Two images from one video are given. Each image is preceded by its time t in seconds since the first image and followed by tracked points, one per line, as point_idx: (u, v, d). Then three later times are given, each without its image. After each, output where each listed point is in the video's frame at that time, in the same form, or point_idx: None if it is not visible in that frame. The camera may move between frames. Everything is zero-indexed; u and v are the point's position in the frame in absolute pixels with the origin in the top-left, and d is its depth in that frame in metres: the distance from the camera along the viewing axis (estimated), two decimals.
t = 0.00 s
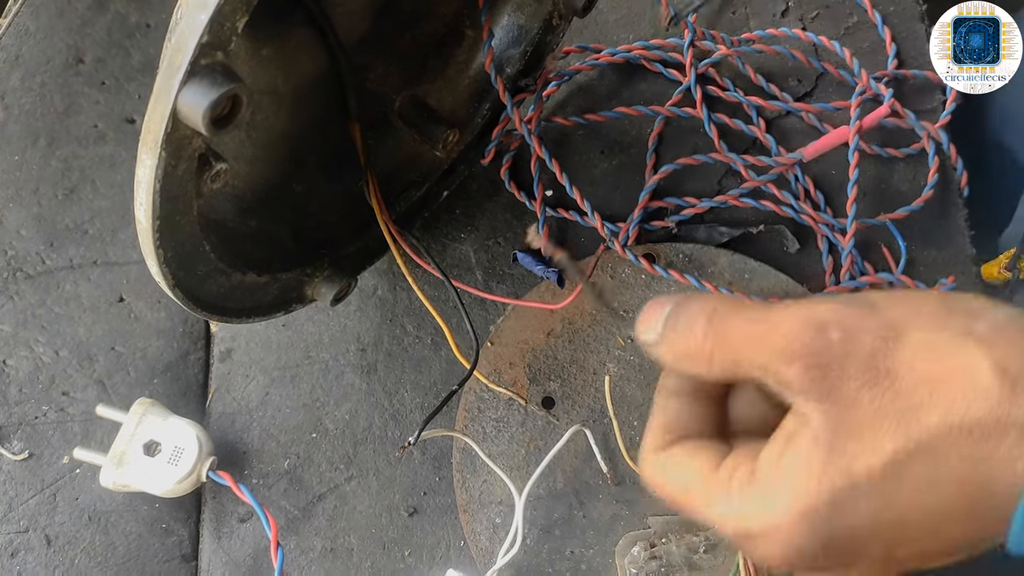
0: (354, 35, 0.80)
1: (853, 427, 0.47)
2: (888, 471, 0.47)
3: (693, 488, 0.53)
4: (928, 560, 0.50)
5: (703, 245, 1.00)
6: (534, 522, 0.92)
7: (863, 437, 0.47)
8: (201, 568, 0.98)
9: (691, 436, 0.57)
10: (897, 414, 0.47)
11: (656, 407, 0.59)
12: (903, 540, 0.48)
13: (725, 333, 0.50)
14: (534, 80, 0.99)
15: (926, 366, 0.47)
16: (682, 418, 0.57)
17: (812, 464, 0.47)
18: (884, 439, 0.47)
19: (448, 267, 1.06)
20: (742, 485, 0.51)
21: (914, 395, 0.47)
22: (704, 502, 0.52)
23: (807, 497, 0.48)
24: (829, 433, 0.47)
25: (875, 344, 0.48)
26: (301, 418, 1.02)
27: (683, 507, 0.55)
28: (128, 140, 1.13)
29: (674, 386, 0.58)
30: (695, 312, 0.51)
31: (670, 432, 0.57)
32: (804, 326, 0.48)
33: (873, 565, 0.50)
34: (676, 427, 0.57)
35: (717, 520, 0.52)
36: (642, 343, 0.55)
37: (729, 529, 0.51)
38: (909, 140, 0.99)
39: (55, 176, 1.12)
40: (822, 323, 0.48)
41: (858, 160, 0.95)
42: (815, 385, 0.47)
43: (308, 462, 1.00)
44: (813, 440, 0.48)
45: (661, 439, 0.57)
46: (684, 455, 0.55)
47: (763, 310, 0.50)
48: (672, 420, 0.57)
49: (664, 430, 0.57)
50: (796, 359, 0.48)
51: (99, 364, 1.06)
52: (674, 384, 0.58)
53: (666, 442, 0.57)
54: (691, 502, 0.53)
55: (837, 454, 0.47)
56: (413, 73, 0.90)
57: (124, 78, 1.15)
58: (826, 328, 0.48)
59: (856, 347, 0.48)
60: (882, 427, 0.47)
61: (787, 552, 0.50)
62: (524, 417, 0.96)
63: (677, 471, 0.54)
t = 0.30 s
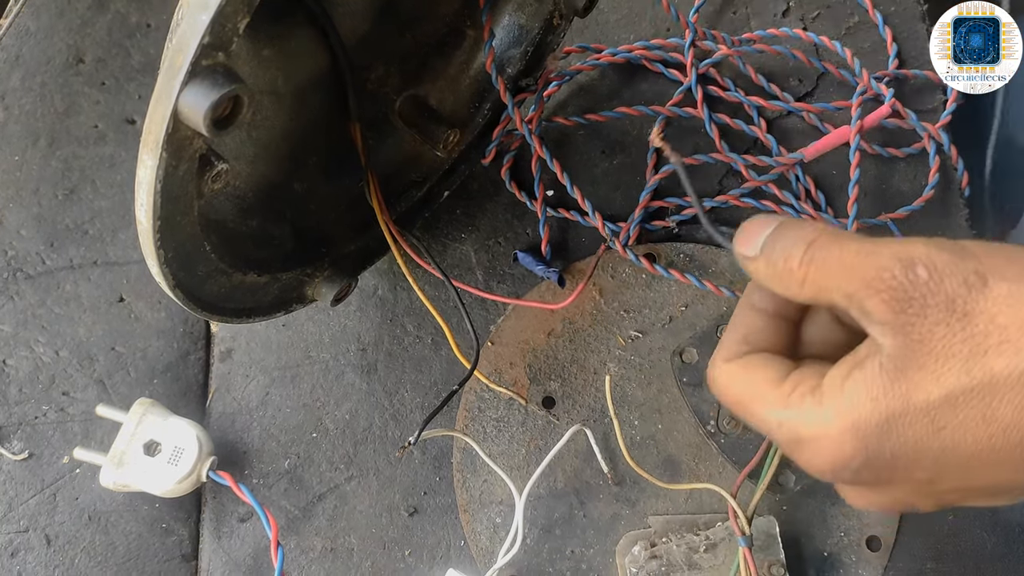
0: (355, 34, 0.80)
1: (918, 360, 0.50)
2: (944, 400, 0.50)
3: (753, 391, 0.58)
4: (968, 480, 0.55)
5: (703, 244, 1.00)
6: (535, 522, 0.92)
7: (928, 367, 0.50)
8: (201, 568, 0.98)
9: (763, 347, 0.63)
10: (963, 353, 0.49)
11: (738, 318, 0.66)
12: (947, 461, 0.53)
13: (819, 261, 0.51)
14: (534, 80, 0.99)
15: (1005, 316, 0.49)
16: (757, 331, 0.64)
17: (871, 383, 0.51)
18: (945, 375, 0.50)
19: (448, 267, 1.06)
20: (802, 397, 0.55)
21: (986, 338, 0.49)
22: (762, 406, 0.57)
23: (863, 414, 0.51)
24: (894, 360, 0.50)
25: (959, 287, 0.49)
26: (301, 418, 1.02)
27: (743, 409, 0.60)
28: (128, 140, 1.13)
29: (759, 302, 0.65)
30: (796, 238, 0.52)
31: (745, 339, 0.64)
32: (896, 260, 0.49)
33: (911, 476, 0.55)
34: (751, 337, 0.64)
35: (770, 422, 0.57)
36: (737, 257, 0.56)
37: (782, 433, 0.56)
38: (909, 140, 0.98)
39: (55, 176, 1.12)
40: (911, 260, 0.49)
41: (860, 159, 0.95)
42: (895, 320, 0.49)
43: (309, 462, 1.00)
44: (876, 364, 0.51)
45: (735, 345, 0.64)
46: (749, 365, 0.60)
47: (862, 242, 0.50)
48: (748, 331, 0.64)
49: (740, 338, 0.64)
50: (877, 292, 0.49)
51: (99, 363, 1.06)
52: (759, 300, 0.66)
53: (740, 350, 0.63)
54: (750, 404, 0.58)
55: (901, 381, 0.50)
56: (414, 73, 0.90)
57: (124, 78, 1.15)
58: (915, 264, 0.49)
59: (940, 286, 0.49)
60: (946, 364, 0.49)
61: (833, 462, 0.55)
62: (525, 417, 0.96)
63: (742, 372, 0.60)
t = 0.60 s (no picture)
0: (354, 34, 0.80)
1: (970, 233, 0.46)
2: (989, 277, 0.47)
3: (796, 252, 0.56)
4: (996, 363, 0.51)
5: (703, 244, 1.00)
6: (535, 522, 0.92)
7: (978, 240, 0.46)
8: (201, 568, 0.98)
9: (816, 221, 0.60)
10: (1015, 233, 0.45)
11: (795, 193, 0.62)
12: (976, 339, 0.50)
13: (896, 135, 0.48)
14: (534, 80, 0.99)
15: None
16: (813, 206, 0.60)
17: (915, 250, 0.48)
18: (994, 251, 0.46)
19: (449, 266, 1.06)
20: (846, 260, 0.52)
21: None
22: (802, 266, 0.55)
23: (903, 276, 0.49)
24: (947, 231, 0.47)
25: None
26: (302, 418, 1.02)
27: (782, 271, 0.58)
28: (128, 140, 1.13)
29: (821, 179, 0.61)
30: (877, 115, 0.50)
31: (799, 212, 0.60)
32: (969, 139, 0.46)
33: (936, 350, 0.52)
34: (806, 210, 0.60)
35: (806, 282, 0.55)
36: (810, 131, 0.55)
37: (817, 291, 0.54)
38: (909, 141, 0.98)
39: (55, 176, 1.12)
40: (985, 139, 0.46)
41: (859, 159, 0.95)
42: (956, 194, 0.46)
43: (309, 462, 1.00)
44: (929, 234, 0.48)
45: (788, 215, 0.60)
46: (797, 234, 0.57)
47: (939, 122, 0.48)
48: (804, 205, 0.61)
49: (793, 210, 0.60)
50: (946, 165, 0.46)
51: (99, 364, 1.06)
52: (822, 177, 0.61)
53: (793, 220, 0.59)
54: (791, 264, 0.56)
55: (948, 253, 0.47)
56: (414, 72, 0.90)
57: (124, 78, 1.15)
58: (986, 143, 0.46)
59: (1009, 165, 0.45)
60: (999, 243, 0.45)
61: (862, 324, 0.52)
62: (525, 417, 0.96)
63: (788, 237, 0.57)
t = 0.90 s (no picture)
0: (354, 33, 0.80)
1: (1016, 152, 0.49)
2: None
3: (844, 173, 0.59)
4: None
5: (703, 244, 1.00)
6: (535, 521, 0.92)
7: None
8: (202, 568, 0.98)
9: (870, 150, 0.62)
10: None
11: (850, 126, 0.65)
12: (1011, 264, 0.52)
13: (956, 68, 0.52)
14: (534, 79, 1.00)
15: None
16: (868, 135, 0.63)
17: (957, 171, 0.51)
18: None
19: (448, 266, 1.06)
20: (894, 178, 0.55)
21: None
22: (848, 186, 0.58)
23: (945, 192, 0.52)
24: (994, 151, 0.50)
25: None
26: (302, 418, 1.02)
27: (828, 194, 0.61)
28: (127, 140, 1.13)
29: (879, 114, 0.64)
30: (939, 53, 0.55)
31: (853, 140, 0.62)
32: None
33: (969, 273, 0.55)
34: (861, 139, 0.63)
35: (851, 199, 0.58)
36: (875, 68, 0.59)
37: (861, 211, 0.57)
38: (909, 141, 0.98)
39: (54, 176, 1.12)
40: None
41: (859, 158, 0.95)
42: (1007, 118, 0.50)
43: (309, 461, 1.00)
44: (976, 157, 0.50)
45: (842, 143, 0.62)
46: (848, 158, 0.60)
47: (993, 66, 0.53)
48: (860, 133, 0.63)
49: (848, 138, 0.63)
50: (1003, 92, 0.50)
51: (99, 363, 1.06)
52: (880, 111, 0.64)
53: (846, 146, 0.62)
54: (837, 185, 0.59)
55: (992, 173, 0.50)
56: (413, 72, 0.90)
57: (124, 77, 1.15)
58: None
59: None
60: None
61: (899, 242, 0.55)
62: (525, 416, 0.96)
63: (837, 161, 0.60)
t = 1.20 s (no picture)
0: (354, 33, 0.80)
1: None
2: None
3: (856, 154, 0.61)
4: None
5: (703, 243, 1.00)
6: (535, 521, 0.92)
7: None
8: (202, 567, 0.98)
9: (884, 136, 0.65)
10: None
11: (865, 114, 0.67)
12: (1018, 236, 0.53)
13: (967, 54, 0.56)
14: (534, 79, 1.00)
15: None
16: (882, 123, 0.66)
17: (966, 146, 0.53)
18: None
19: (448, 265, 1.06)
20: (906, 155, 0.57)
21: None
22: (860, 166, 0.60)
23: (954, 164, 0.54)
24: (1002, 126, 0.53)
25: None
26: (302, 417, 1.02)
27: (840, 176, 0.63)
28: (127, 139, 1.13)
29: (893, 105, 0.67)
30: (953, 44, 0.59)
31: (868, 127, 0.65)
32: None
33: (976, 247, 0.56)
34: (876, 126, 0.65)
35: (863, 177, 0.60)
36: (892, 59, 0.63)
37: (871, 187, 0.59)
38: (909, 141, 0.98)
39: (54, 176, 1.12)
40: None
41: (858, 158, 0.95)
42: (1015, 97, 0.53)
43: (309, 461, 1.00)
44: (986, 132, 0.53)
45: (856, 129, 0.65)
46: (861, 140, 0.63)
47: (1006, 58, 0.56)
48: (874, 121, 0.66)
49: (862, 125, 0.65)
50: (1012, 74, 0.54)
51: (99, 363, 1.06)
52: (894, 103, 0.67)
53: (860, 132, 0.64)
54: (849, 165, 0.61)
55: (1000, 145, 0.52)
56: (413, 71, 0.90)
57: (124, 77, 1.15)
58: None
59: None
60: None
61: (908, 217, 0.57)
62: (525, 416, 0.96)
63: (849, 145, 0.62)
